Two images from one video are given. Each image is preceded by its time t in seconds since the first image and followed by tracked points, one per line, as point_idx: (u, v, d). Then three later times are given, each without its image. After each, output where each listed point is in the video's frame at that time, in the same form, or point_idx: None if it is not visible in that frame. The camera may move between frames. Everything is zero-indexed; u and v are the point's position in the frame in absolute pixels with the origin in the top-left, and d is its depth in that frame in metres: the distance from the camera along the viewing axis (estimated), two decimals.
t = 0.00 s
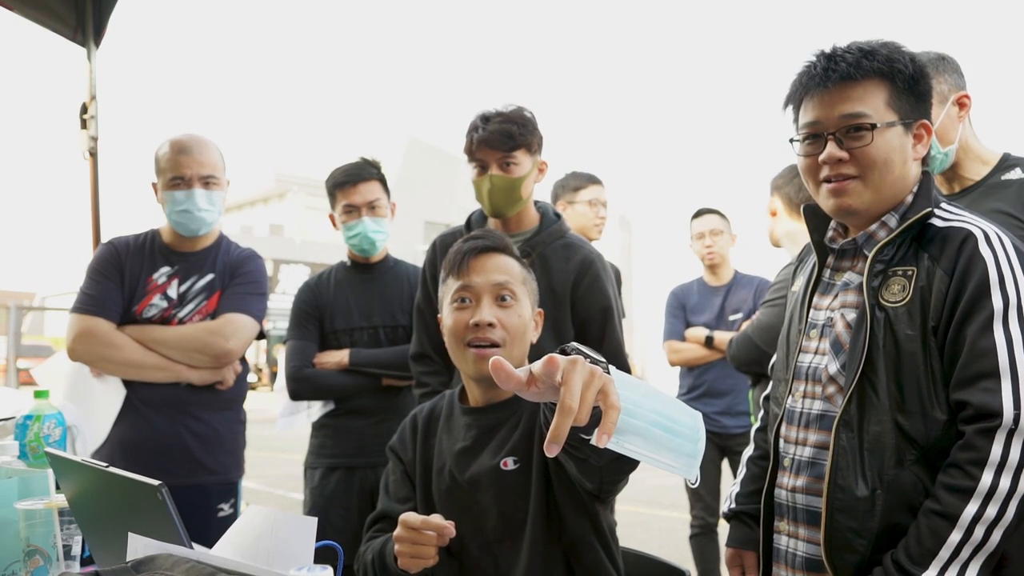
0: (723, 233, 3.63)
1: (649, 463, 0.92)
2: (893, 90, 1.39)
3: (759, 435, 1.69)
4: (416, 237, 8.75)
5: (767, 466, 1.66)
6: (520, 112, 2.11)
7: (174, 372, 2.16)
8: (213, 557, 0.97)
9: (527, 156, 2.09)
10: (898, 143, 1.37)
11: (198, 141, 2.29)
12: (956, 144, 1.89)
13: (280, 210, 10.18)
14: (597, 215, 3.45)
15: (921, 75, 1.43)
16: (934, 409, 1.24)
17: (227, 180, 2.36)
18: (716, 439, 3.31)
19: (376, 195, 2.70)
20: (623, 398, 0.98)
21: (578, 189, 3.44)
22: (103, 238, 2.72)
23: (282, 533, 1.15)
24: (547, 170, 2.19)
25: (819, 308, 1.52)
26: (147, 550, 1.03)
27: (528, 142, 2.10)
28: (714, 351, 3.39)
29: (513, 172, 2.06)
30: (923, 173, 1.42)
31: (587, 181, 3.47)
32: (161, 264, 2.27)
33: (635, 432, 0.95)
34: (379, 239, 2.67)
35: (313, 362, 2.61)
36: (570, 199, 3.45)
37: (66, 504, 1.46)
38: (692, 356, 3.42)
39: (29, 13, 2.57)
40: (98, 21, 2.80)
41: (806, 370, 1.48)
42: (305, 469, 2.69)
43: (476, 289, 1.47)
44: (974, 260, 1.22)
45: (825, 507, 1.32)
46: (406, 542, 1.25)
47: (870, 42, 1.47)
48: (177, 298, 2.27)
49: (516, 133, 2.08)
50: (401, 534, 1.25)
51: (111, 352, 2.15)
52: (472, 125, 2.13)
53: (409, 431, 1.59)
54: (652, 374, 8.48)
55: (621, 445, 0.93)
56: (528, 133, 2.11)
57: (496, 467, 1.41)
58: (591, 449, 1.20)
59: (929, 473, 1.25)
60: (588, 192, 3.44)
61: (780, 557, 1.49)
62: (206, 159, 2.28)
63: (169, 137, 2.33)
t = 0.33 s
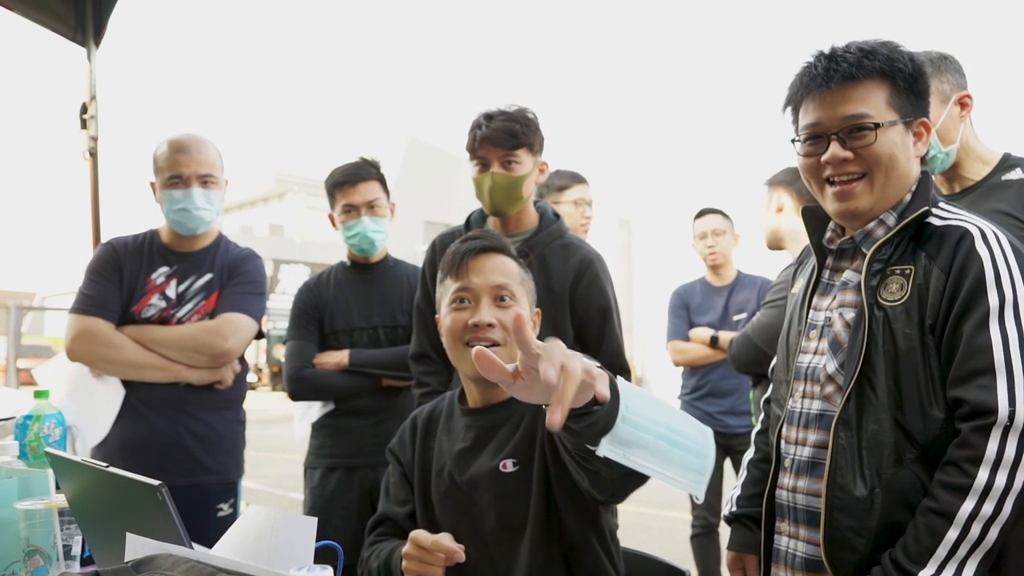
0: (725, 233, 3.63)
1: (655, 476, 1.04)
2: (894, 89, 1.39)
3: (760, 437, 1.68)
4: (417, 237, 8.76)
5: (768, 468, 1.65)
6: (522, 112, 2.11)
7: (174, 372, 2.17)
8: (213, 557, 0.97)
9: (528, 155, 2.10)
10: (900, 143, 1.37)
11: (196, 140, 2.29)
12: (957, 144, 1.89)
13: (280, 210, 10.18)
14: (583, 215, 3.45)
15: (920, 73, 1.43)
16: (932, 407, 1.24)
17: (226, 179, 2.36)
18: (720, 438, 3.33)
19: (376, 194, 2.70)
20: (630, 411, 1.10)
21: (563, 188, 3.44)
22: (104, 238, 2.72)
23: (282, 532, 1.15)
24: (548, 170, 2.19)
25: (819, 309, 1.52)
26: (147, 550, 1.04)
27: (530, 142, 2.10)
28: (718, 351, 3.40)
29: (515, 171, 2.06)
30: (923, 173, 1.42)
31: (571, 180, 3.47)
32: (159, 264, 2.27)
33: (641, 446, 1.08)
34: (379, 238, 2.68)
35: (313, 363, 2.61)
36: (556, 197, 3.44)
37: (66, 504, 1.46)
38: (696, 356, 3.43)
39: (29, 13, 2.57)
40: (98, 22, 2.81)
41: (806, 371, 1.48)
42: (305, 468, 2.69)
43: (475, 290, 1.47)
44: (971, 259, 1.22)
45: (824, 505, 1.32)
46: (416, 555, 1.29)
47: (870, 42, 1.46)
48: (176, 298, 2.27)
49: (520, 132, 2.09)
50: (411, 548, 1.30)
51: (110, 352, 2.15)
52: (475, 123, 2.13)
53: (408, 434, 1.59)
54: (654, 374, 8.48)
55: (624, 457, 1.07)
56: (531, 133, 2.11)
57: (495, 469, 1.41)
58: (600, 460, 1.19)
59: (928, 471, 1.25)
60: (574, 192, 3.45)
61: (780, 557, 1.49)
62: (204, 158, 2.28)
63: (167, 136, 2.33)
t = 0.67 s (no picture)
0: (722, 232, 3.62)
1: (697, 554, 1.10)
2: (870, 105, 1.35)
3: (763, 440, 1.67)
4: (416, 237, 8.76)
5: (771, 470, 1.64)
6: (526, 111, 2.11)
7: (170, 371, 2.15)
8: (212, 558, 0.96)
9: (532, 154, 2.09)
10: (881, 158, 1.34)
11: (193, 138, 2.28)
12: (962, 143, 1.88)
13: (279, 210, 10.18)
14: (576, 212, 3.43)
15: (906, 76, 1.36)
16: (937, 408, 1.23)
17: (224, 178, 2.35)
18: (719, 439, 3.35)
19: (375, 193, 2.69)
20: (690, 504, 1.13)
21: (557, 187, 3.44)
22: (102, 237, 2.71)
23: (281, 533, 1.14)
24: (548, 170, 2.17)
25: (824, 309, 1.51)
26: (145, 552, 1.03)
27: (534, 141, 2.09)
28: (716, 351, 3.38)
29: (519, 169, 2.05)
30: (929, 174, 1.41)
31: (564, 179, 3.47)
32: (155, 264, 2.26)
33: (691, 531, 1.12)
34: (379, 238, 2.66)
35: (313, 363, 2.60)
36: (551, 195, 3.44)
37: (64, 505, 1.45)
38: (695, 356, 3.43)
39: (27, 12, 2.56)
40: (95, 20, 2.79)
41: (810, 370, 1.47)
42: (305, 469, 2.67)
43: (502, 296, 1.47)
44: (978, 258, 1.21)
45: (827, 504, 1.31)
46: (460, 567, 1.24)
47: (848, 47, 1.43)
48: (172, 298, 2.26)
49: (524, 130, 2.08)
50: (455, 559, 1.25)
51: (106, 352, 2.14)
52: (479, 120, 2.11)
53: (414, 438, 1.57)
54: (653, 374, 8.49)
55: (675, 540, 1.13)
56: (535, 132, 2.10)
57: (509, 476, 1.41)
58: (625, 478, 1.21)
59: (931, 472, 1.25)
60: (567, 189, 3.45)
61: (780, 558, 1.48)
62: (202, 157, 2.27)
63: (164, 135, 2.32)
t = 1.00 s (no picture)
0: (721, 232, 3.62)
1: None
2: (842, 116, 1.34)
3: (767, 439, 1.66)
4: (416, 237, 8.76)
5: (775, 470, 1.63)
6: (532, 112, 2.11)
7: (169, 371, 2.15)
8: (212, 558, 0.95)
9: (536, 154, 2.09)
10: (861, 164, 1.32)
11: (192, 137, 2.28)
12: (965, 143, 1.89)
13: (279, 210, 10.19)
14: (582, 212, 3.43)
15: (880, 83, 1.33)
16: (945, 411, 1.23)
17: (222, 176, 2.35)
18: (717, 439, 3.36)
19: (376, 192, 2.69)
20: (737, 529, 1.23)
21: (564, 186, 3.44)
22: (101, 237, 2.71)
23: (281, 534, 1.14)
24: (553, 170, 2.17)
25: (833, 309, 1.51)
26: (144, 552, 1.02)
27: (538, 141, 2.09)
28: (716, 351, 3.38)
29: (522, 168, 2.05)
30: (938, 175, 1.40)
31: (568, 179, 3.47)
32: (153, 264, 2.26)
33: (736, 555, 1.22)
34: (379, 237, 2.66)
35: (313, 363, 2.59)
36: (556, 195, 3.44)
37: (64, 504, 1.45)
38: (693, 355, 3.42)
39: (28, 12, 2.56)
40: (96, 20, 2.79)
41: (818, 371, 1.47)
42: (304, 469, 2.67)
43: (526, 292, 1.52)
44: (990, 260, 1.20)
45: (833, 506, 1.31)
46: None
47: (828, 55, 1.41)
48: (170, 298, 2.26)
49: (529, 131, 2.07)
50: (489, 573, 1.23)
51: (104, 352, 2.13)
52: (483, 119, 2.11)
53: (438, 435, 1.56)
54: (653, 374, 8.49)
55: (721, 561, 1.22)
56: (539, 132, 2.10)
57: (547, 477, 1.41)
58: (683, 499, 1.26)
59: (939, 477, 1.25)
60: (572, 190, 3.44)
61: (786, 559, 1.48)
62: (202, 155, 2.28)
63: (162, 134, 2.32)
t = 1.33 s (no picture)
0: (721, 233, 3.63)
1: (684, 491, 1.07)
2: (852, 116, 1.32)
3: (771, 439, 1.67)
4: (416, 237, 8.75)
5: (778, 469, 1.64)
6: (533, 111, 2.07)
7: (168, 371, 2.15)
8: (212, 558, 0.95)
9: (539, 156, 2.09)
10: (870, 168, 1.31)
11: (189, 137, 2.29)
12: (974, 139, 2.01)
13: (279, 210, 10.18)
14: (589, 212, 3.44)
15: (889, 84, 1.34)
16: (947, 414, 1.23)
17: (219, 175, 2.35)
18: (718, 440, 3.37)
19: (376, 192, 2.68)
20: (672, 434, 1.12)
21: (570, 186, 3.43)
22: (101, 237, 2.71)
23: (281, 534, 1.14)
24: (554, 170, 2.18)
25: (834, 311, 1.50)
26: (144, 552, 1.02)
27: (541, 143, 2.08)
28: (717, 351, 3.39)
29: (524, 171, 2.05)
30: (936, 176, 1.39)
31: (573, 180, 3.46)
32: (150, 264, 2.25)
33: (677, 466, 1.10)
34: (379, 237, 2.66)
35: (313, 363, 2.59)
36: (563, 194, 3.44)
37: (64, 504, 1.45)
38: (695, 356, 3.42)
39: (28, 12, 2.56)
40: (96, 20, 2.79)
41: (818, 374, 1.49)
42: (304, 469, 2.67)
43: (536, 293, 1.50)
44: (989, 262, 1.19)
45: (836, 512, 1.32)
46: None
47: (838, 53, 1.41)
48: (168, 297, 2.26)
49: (532, 132, 2.07)
50: None
51: (101, 352, 2.13)
52: (484, 120, 2.08)
53: (444, 432, 1.55)
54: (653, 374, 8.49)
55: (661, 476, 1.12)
56: (543, 134, 2.09)
57: (547, 477, 1.42)
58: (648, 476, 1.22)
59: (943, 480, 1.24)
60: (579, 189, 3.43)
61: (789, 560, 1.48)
62: (199, 155, 2.28)
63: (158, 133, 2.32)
